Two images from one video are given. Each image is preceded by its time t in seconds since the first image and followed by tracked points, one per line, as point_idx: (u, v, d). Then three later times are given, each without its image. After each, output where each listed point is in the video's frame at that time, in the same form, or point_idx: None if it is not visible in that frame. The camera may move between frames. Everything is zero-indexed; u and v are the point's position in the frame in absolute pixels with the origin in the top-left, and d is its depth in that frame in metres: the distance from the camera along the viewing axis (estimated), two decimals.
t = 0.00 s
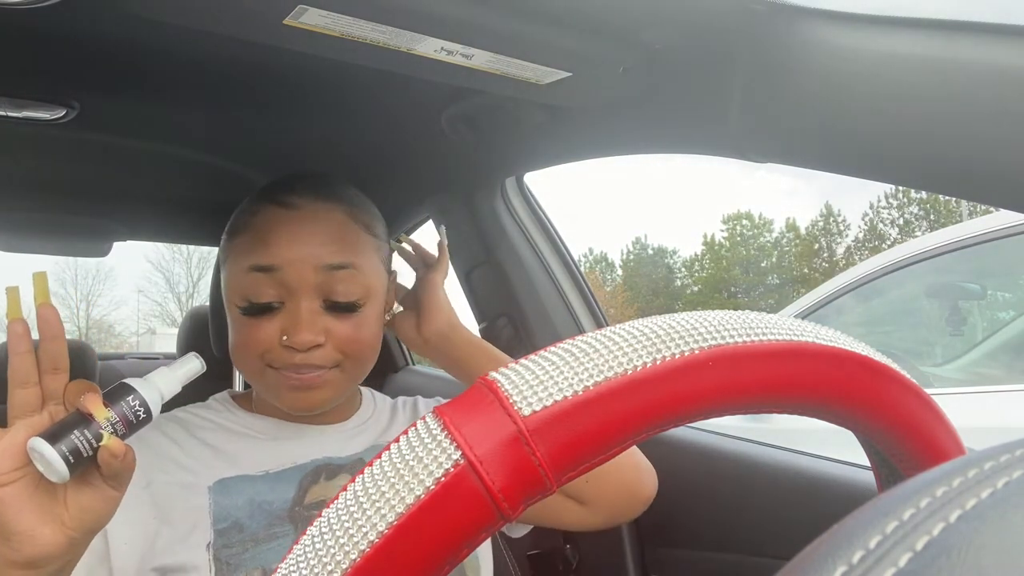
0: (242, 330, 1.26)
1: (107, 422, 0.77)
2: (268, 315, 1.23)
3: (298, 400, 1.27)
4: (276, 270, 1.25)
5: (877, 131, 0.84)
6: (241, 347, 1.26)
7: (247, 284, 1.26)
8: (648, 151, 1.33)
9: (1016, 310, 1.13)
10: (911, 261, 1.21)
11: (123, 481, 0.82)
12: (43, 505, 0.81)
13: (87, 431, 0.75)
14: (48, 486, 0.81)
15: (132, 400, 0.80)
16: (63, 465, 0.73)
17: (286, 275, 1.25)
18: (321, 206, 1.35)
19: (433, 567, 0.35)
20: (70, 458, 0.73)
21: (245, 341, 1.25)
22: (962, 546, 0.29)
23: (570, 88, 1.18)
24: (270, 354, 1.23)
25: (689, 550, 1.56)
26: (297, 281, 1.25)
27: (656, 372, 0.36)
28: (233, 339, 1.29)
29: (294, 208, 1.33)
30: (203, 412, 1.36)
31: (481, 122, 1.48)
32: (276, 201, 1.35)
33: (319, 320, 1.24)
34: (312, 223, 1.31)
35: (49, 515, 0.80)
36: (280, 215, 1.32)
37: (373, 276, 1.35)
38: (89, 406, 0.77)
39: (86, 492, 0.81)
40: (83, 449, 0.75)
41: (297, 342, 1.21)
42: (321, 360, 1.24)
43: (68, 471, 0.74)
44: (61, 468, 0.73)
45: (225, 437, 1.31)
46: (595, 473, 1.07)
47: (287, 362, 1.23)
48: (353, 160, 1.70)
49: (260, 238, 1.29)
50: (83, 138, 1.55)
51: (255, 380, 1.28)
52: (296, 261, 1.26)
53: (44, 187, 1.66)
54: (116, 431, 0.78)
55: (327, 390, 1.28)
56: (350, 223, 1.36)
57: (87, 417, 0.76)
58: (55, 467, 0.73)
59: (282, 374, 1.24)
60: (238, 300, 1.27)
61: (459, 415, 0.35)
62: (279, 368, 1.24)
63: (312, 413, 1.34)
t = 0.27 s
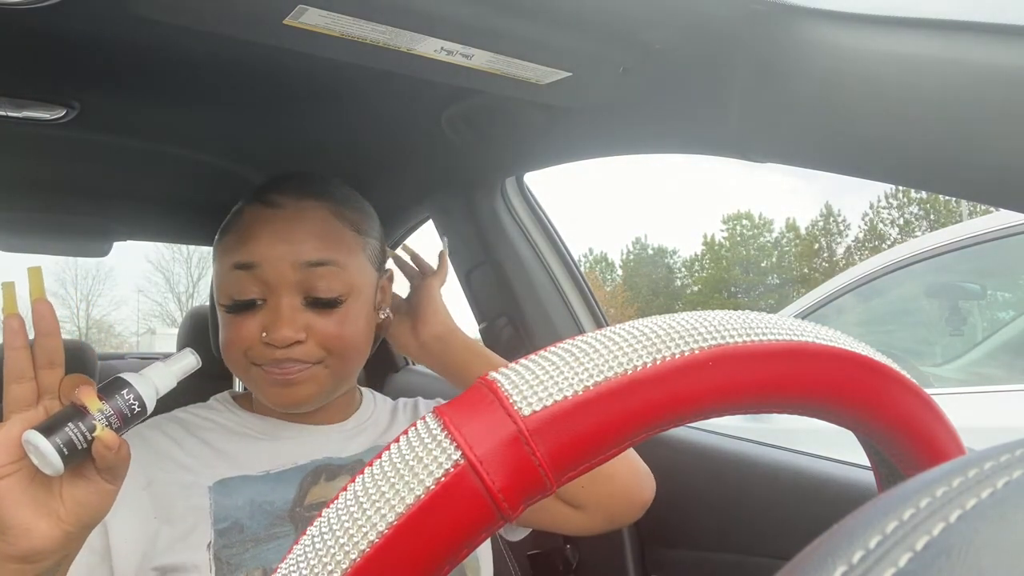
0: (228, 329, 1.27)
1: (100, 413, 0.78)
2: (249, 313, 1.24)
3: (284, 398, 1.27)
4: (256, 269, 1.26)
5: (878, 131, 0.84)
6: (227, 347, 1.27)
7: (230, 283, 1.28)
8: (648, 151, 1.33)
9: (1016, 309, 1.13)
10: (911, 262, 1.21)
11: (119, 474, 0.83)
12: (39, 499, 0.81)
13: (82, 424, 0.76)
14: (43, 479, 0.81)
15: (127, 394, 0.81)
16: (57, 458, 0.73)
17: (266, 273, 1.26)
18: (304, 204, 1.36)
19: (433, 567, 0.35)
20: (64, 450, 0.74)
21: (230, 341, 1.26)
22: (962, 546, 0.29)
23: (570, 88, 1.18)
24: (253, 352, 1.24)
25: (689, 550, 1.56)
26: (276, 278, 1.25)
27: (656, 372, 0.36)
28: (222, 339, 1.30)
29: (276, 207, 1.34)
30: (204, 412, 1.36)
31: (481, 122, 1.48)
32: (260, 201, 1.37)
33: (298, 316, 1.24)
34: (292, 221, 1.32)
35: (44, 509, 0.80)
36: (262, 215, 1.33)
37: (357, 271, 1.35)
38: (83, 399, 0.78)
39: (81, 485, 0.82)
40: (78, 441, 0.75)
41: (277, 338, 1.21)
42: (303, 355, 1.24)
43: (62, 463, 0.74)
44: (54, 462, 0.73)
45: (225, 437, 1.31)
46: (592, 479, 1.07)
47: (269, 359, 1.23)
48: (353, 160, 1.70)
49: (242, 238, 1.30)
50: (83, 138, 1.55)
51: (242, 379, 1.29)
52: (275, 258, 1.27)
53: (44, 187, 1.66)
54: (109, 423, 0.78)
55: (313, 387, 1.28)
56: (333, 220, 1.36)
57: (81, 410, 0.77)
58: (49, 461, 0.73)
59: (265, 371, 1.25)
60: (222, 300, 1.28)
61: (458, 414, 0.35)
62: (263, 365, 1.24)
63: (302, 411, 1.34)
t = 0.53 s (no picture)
0: (242, 330, 1.26)
1: (96, 407, 0.78)
2: (266, 313, 1.24)
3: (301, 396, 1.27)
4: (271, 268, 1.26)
5: (877, 132, 0.84)
6: (242, 348, 1.26)
7: (243, 284, 1.27)
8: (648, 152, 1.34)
9: (1015, 310, 1.13)
10: (911, 262, 1.21)
11: (115, 470, 0.84)
12: (35, 495, 0.81)
13: (77, 419, 0.77)
14: (39, 474, 0.82)
15: (122, 390, 0.82)
16: (53, 452, 0.74)
17: (281, 273, 1.25)
18: (311, 203, 1.36)
19: (433, 567, 0.35)
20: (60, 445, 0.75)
21: (246, 341, 1.25)
22: (961, 546, 0.29)
23: (570, 88, 1.18)
24: (272, 352, 1.23)
25: (689, 549, 1.56)
26: (293, 277, 1.25)
27: (656, 372, 0.36)
28: (233, 341, 1.29)
29: (284, 206, 1.34)
30: (203, 412, 1.36)
31: (482, 121, 1.48)
32: (266, 201, 1.36)
33: (318, 314, 1.24)
34: (304, 220, 1.32)
35: (41, 504, 0.81)
36: (271, 214, 1.32)
37: (367, 269, 1.36)
38: (79, 394, 0.79)
39: (78, 481, 0.83)
40: (74, 437, 0.76)
41: (299, 337, 1.21)
42: (323, 353, 1.24)
43: (58, 457, 0.75)
44: (50, 457, 0.74)
45: (224, 437, 1.31)
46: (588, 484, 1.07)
47: (289, 358, 1.23)
48: (353, 160, 1.70)
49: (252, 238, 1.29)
50: (83, 138, 1.55)
51: (258, 380, 1.28)
52: (291, 257, 1.26)
53: (44, 187, 1.66)
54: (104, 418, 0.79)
55: (330, 384, 1.29)
56: (341, 218, 1.37)
57: (78, 406, 0.78)
58: (46, 456, 0.74)
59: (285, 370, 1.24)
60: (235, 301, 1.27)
61: (459, 414, 0.35)
62: (282, 364, 1.24)
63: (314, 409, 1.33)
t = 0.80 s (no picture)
0: (228, 330, 1.27)
1: (90, 405, 0.79)
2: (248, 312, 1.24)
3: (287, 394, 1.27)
4: (252, 268, 1.26)
5: (877, 132, 0.84)
6: (228, 348, 1.27)
7: (226, 283, 1.28)
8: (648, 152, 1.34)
9: (1015, 309, 1.13)
10: (911, 262, 1.21)
11: (112, 468, 0.85)
12: (31, 492, 0.82)
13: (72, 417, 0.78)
14: (36, 473, 0.82)
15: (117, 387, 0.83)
16: (49, 451, 0.75)
17: (261, 272, 1.26)
18: (295, 201, 1.36)
19: (433, 567, 0.35)
20: (56, 444, 0.76)
21: (231, 341, 1.26)
22: (962, 545, 0.29)
23: (570, 88, 1.18)
24: (255, 351, 1.23)
25: (689, 549, 1.56)
26: (274, 275, 1.26)
27: (656, 372, 0.36)
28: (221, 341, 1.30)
29: (269, 206, 1.35)
30: (203, 412, 1.36)
31: (481, 121, 1.48)
32: (252, 201, 1.37)
33: (298, 312, 1.24)
34: (286, 218, 1.32)
35: (37, 502, 0.82)
36: (255, 214, 1.33)
37: (351, 265, 1.35)
38: (73, 390, 0.80)
39: (74, 479, 0.83)
40: (69, 434, 0.77)
41: (279, 334, 1.21)
42: (305, 351, 1.24)
43: (54, 456, 0.75)
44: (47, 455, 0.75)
45: (224, 437, 1.31)
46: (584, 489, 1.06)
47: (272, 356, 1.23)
48: (353, 161, 1.70)
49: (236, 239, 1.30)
50: (83, 138, 1.55)
51: (245, 379, 1.29)
52: (272, 255, 1.27)
53: (44, 187, 1.66)
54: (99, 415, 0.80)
55: (316, 382, 1.28)
56: (325, 216, 1.37)
57: (73, 404, 0.79)
58: (41, 455, 0.75)
59: (268, 369, 1.24)
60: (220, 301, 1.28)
61: (458, 414, 0.35)
62: (266, 363, 1.24)
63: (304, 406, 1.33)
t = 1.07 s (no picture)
0: (242, 322, 1.27)
1: (83, 399, 0.80)
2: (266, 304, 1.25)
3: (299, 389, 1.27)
4: (271, 260, 1.28)
5: (877, 132, 0.84)
6: (241, 340, 1.27)
7: (245, 276, 1.29)
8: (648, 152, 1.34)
9: (1016, 309, 1.13)
10: (911, 261, 1.21)
11: (107, 464, 0.85)
12: (27, 488, 0.81)
13: (66, 412, 0.78)
14: (31, 468, 0.82)
15: (112, 383, 0.84)
16: (43, 445, 0.75)
17: (281, 265, 1.27)
18: (312, 198, 1.38)
19: (434, 567, 0.35)
20: (50, 438, 0.76)
21: (245, 333, 1.26)
22: (961, 546, 0.29)
23: (570, 88, 1.18)
24: (270, 343, 1.24)
25: (690, 549, 1.56)
26: (293, 269, 1.27)
27: (656, 372, 0.36)
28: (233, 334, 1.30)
29: (287, 201, 1.36)
30: (203, 412, 1.37)
31: (481, 121, 1.48)
32: (269, 197, 1.38)
33: (316, 305, 1.25)
34: (304, 213, 1.34)
35: (32, 498, 0.81)
36: (273, 209, 1.34)
37: (367, 263, 1.37)
38: (68, 386, 0.80)
39: (68, 474, 0.83)
40: (63, 429, 0.77)
41: (296, 327, 1.22)
42: (321, 345, 1.25)
43: (47, 450, 0.76)
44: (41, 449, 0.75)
45: (224, 437, 1.31)
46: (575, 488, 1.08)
47: (287, 350, 1.24)
48: (353, 160, 1.70)
49: (254, 232, 1.31)
50: (83, 138, 1.55)
51: (257, 373, 1.29)
52: (291, 249, 1.29)
53: (44, 187, 1.66)
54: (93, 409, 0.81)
55: (328, 377, 1.28)
56: (342, 214, 1.38)
57: (67, 399, 0.79)
58: (36, 448, 0.75)
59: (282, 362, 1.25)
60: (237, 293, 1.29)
61: (459, 414, 0.35)
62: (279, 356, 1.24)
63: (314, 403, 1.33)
